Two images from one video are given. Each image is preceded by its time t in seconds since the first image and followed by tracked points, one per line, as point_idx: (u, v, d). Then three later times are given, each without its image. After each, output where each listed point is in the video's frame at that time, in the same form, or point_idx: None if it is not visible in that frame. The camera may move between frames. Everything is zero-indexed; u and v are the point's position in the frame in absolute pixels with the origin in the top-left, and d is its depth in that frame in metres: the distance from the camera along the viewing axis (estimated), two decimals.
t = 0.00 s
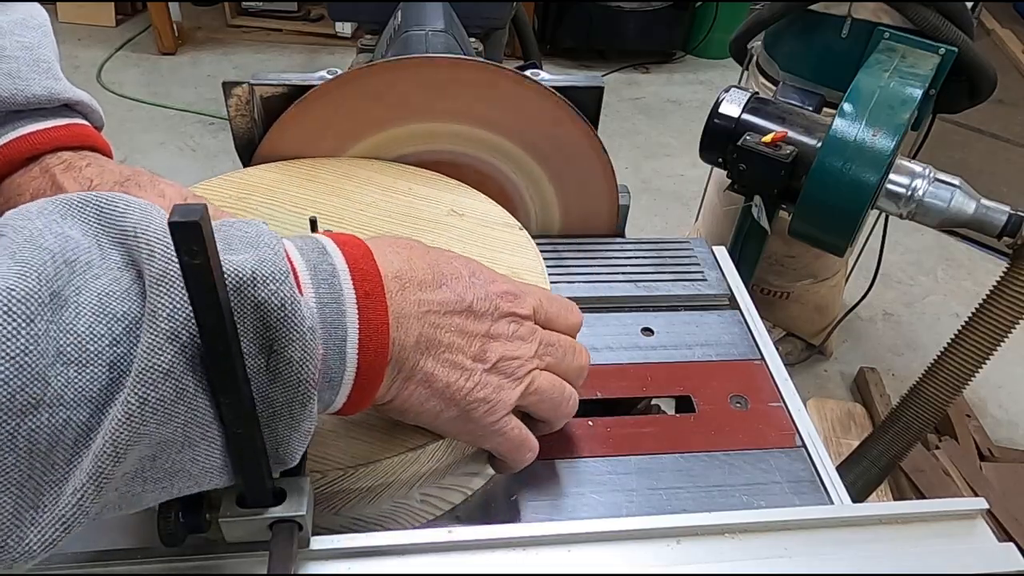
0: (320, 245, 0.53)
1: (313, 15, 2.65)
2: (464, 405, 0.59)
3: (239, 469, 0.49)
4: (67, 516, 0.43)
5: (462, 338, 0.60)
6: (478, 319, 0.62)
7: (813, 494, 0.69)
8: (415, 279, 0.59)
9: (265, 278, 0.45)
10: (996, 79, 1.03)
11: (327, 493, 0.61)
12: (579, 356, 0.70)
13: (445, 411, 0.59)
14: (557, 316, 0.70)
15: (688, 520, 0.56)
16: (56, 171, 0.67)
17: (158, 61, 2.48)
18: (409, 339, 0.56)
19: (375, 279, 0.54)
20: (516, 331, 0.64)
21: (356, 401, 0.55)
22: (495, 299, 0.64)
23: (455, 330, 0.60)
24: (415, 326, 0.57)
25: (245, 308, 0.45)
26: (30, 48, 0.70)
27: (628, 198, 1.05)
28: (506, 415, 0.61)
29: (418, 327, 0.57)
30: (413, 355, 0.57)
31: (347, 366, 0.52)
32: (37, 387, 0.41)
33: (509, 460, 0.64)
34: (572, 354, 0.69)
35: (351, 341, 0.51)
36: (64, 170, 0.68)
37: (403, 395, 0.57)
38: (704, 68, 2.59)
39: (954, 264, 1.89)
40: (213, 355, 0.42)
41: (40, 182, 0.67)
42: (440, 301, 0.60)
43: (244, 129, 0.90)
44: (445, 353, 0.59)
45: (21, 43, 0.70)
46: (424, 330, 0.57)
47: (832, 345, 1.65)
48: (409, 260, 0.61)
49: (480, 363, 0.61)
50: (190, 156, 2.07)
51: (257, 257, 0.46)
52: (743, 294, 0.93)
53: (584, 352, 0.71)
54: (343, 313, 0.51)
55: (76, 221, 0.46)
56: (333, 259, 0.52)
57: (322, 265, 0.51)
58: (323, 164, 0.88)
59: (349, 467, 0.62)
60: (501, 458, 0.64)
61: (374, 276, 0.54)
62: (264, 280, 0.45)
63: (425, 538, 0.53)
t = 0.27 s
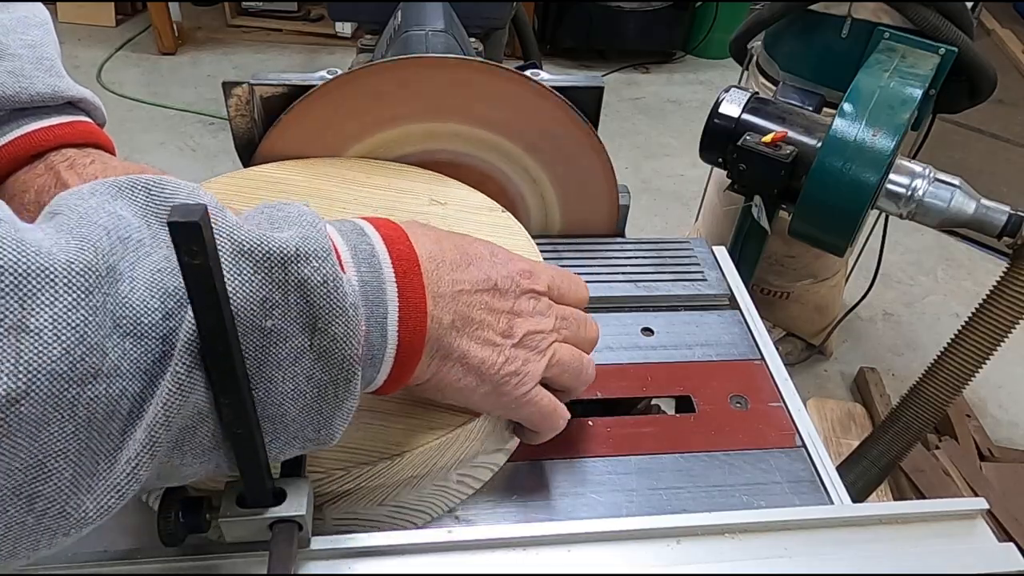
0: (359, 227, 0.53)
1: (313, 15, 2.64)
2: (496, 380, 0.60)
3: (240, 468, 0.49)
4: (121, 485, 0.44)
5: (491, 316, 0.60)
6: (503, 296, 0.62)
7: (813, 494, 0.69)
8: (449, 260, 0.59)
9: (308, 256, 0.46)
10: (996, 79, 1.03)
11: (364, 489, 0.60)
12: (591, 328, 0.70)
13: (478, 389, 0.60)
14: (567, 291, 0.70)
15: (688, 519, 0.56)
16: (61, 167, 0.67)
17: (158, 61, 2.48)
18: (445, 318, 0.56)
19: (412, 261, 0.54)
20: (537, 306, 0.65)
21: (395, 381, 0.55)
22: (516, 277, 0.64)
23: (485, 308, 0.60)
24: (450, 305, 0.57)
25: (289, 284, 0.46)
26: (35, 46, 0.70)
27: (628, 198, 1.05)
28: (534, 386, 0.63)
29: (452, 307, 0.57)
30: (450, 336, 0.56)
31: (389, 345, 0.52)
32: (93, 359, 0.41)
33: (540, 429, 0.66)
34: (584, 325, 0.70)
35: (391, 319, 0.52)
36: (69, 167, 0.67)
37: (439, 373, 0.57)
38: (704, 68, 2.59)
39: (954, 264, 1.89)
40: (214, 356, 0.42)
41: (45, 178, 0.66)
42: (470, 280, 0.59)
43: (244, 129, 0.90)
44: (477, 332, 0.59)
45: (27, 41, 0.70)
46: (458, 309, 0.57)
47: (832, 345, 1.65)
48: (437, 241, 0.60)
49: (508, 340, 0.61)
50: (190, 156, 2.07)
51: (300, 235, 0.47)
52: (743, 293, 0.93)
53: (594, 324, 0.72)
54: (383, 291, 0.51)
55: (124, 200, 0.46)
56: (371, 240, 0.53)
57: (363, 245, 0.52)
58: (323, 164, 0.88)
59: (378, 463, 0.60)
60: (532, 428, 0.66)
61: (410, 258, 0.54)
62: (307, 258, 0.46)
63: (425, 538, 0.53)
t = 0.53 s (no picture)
0: (378, 214, 0.54)
1: (313, 15, 2.64)
2: (513, 365, 0.61)
3: (240, 468, 0.49)
4: (144, 467, 0.44)
5: (506, 302, 0.61)
6: (515, 283, 0.62)
7: (813, 494, 0.69)
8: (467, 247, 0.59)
9: (331, 239, 0.47)
10: (997, 79, 1.03)
11: (387, 479, 0.61)
12: (596, 312, 0.71)
13: (495, 373, 0.60)
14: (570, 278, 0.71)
15: (688, 519, 0.56)
16: (53, 174, 0.66)
17: (158, 61, 2.48)
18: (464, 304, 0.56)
19: (431, 247, 0.54)
20: (545, 292, 0.66)
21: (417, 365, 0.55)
22: (524, 263, 0.64)
23: (500, 294, 0.60)
24: (469, 290, 0.57)
25: (312, 268, 0.46)
26: (28, 53, 0.71)
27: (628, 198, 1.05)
28: (548, 368, 0.64)
29: (471, 293, 0.57)
30: (469, 323, 0.57)
31: (409, 330, 0.52)
32: (121, 338, 0.42)
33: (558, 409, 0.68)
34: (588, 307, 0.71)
35: (412, 302, 0.52)
36: (61, 173, 0.66)
37: (460, 360, 0.58)
38: (704, 68, 2.59)
39: (954, 264, 1.89)
40: (214, 356, 0.42)
41: (38, 185, 0.65)
42: (485, 267, 0.60)
43: (244, 129, 0.90)
44: (491, 322, 0.59)
45: (19, 48, 0.70)
46: (476, 295, 0.58)
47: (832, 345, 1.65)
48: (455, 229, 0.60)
49: (522, 326, 0.62)
50: (190, 156, 2.07)
51: (321, 220, 0.48)
52: (743, 293, 0.93)
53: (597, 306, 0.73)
54: (404, 275, 0.52)
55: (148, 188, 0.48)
56: (391, 225, 0.53)
57: (382, 232, 0.52)
58: (323, 164, 0.88)
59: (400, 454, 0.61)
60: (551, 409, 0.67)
61: (429, 243, 0.54)
62: (326, 242, 0.47)
63: (426, 538, 0.53)
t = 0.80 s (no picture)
0: (293, 241, 0.53)
1: (313, 15, 2.64)
2: (423, 414, 0.58)
3: (240, 468, 0.48)
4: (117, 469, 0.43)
5: (432, 348, 0.59)
6: (451, 329, 0.61)
7: (813, 494, 0.69)
8: (391, 284, 0.58)
9: (231, 280, 0.44)
10: (997, 78, 1.03)
11: (379, 484, 0.61)
12: (563, 380, 0.67)
13: (401, 419, 0.58)
14: (543, 333, 0.69)
15: (688, 520, 0.56)
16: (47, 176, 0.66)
17: (158, 61, 2.48)
18: (374, 345, 0.56)
19: (347, 274, 0.54)
20: (493, 345, 0.63)
21: (322, 399, 0.54)
22: (473, 312, 0.62)
23: (425, 338, 0.59)
24: (384, 330, 0.56)
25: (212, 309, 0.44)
26: (20, 53, 0.70)
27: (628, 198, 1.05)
28: (471, 428, 0.60)
29: (385, 331, 0.57)
30: (378, 362, 0.56)
31: (312, 367, 0.52)
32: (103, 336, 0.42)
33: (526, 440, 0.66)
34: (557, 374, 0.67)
35: (317, 339, 0.52)
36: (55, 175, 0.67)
37: (361, 399, 0.57)
38: (704, 68, 2.59)
39: (954, 264, 1.89)
40: (214, 356, 0.42)
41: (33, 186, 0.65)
42: (411, 309, 0.58)
43: (244, 129, 0.90)
44: (410, 361, 0.57)
45: (12, 48, 0.70)
46: (391, 336, 0.57)
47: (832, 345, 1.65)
48: (389, 262, 0.60)
49: (446, 374, 0.59)
50: (190, 156, 2.07)
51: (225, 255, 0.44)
52: (743, 294, 0.93)
53: (569, 374, 0.69)
54: (309, 309, 0.51)
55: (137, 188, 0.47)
56: (304, 255, 0.53)
57: (294, 262, 0.52)
58: (323, 164, 0.88)
59: (384, 461, 0.61)
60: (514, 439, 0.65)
61: (343, 272, 0.54)
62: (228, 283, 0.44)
63: (426, 538, 0.53)
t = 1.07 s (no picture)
0: (320, 234, 0.54)
1: (313, 15, 2.64)
2: (455, 399, 0.59)
3: (240, 468, 0.48)
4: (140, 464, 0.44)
5: (458, 333, 0.60)
6: (475, 314, 0.61)
7: (813, 494, 0.69)
8: (415, 273, 0.59)
9: (268, 265, 0.46)
10: (997, 78, 1.03)
11: (417, 471, 0.62)
12: (578, 357, 0.69)
13: (435, 406, 0.59)
14: (555, 315, 0.69)
15: (688, 520, 0.56)
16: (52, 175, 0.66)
17: (158, 61, 2.48)
18: (405, 333, 0.56)
19: (376, 268, 0.55)
20: (513, 328, 0.64)
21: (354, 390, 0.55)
22: (493, 298, 0.63)
23: (452, 324, 0.59)
24: (413, 319, 0.56)
25: (248, 293, 0.46)
26: (25, 54, 0.70)
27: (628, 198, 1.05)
28: (500, 408, 0.61)
29: (414, 320, 0.57)
30: (411, 351, 0.56)
31: (345, 356, 0.52)
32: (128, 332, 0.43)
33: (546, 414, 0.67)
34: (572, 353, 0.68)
35: (351, 329, 0.52)
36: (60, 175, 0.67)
37: (395, 388, 0.57)
38: (704, 68, 2.59)
39: (954, 264, 1.89)
40: (214, 355, 0.42)
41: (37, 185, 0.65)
42: (437, 297, 0.59)
43: (244, 129, 0.90)
44: (439, 349, 0.58)
45: (16, 49, 0.70)
46: (421, 324, 0.57)
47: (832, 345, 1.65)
48: (411, 253, 0.60)
49: (473, 359, 0.60)
50: (190, 156, 2.07)
51: (260, 244, 0.47)
52: (743, 294, 0.93)
53: (582, 352, 0.70)
54: (343, 299, 0.52)
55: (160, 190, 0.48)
56: (333, 247, 0.53)
57: (322, 254, 0.52)
58: (323, 164, 0.88)
59: (420, 446, 0.61)
60: (539, 418, 0.67)
61: (372, 265, 0.55)
62: (264, 267, 0.46)
63: (426, 537, 0.53)
